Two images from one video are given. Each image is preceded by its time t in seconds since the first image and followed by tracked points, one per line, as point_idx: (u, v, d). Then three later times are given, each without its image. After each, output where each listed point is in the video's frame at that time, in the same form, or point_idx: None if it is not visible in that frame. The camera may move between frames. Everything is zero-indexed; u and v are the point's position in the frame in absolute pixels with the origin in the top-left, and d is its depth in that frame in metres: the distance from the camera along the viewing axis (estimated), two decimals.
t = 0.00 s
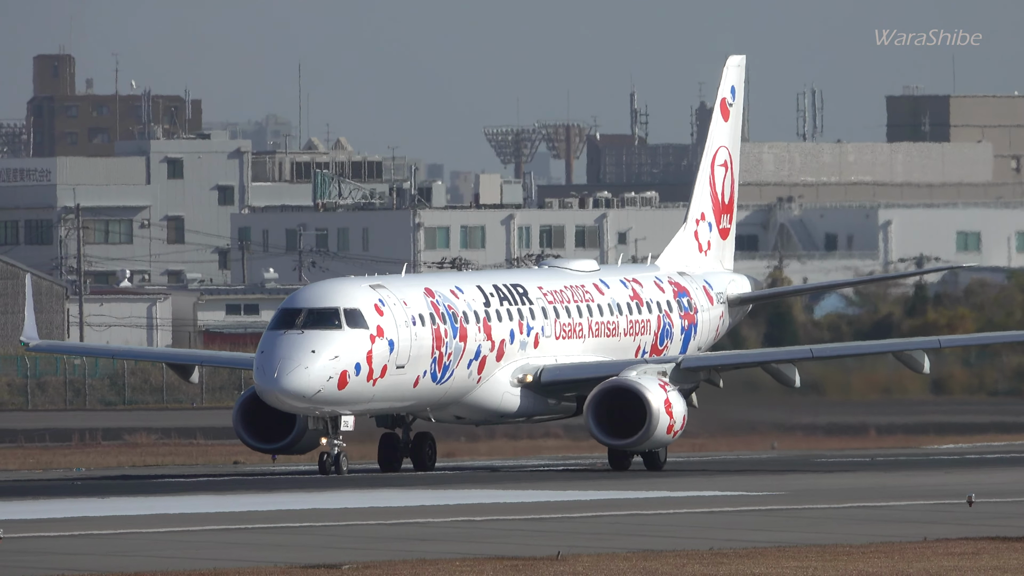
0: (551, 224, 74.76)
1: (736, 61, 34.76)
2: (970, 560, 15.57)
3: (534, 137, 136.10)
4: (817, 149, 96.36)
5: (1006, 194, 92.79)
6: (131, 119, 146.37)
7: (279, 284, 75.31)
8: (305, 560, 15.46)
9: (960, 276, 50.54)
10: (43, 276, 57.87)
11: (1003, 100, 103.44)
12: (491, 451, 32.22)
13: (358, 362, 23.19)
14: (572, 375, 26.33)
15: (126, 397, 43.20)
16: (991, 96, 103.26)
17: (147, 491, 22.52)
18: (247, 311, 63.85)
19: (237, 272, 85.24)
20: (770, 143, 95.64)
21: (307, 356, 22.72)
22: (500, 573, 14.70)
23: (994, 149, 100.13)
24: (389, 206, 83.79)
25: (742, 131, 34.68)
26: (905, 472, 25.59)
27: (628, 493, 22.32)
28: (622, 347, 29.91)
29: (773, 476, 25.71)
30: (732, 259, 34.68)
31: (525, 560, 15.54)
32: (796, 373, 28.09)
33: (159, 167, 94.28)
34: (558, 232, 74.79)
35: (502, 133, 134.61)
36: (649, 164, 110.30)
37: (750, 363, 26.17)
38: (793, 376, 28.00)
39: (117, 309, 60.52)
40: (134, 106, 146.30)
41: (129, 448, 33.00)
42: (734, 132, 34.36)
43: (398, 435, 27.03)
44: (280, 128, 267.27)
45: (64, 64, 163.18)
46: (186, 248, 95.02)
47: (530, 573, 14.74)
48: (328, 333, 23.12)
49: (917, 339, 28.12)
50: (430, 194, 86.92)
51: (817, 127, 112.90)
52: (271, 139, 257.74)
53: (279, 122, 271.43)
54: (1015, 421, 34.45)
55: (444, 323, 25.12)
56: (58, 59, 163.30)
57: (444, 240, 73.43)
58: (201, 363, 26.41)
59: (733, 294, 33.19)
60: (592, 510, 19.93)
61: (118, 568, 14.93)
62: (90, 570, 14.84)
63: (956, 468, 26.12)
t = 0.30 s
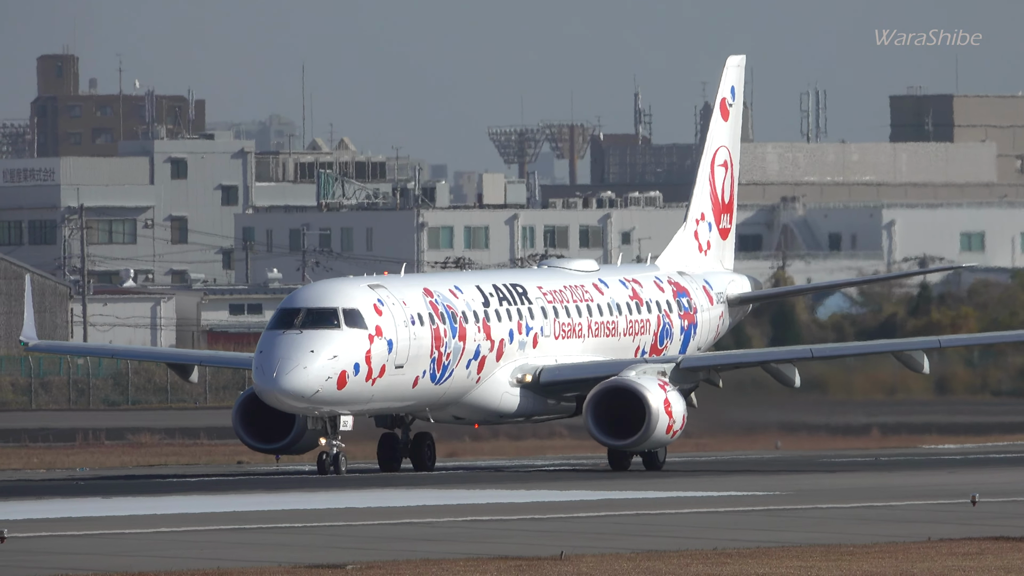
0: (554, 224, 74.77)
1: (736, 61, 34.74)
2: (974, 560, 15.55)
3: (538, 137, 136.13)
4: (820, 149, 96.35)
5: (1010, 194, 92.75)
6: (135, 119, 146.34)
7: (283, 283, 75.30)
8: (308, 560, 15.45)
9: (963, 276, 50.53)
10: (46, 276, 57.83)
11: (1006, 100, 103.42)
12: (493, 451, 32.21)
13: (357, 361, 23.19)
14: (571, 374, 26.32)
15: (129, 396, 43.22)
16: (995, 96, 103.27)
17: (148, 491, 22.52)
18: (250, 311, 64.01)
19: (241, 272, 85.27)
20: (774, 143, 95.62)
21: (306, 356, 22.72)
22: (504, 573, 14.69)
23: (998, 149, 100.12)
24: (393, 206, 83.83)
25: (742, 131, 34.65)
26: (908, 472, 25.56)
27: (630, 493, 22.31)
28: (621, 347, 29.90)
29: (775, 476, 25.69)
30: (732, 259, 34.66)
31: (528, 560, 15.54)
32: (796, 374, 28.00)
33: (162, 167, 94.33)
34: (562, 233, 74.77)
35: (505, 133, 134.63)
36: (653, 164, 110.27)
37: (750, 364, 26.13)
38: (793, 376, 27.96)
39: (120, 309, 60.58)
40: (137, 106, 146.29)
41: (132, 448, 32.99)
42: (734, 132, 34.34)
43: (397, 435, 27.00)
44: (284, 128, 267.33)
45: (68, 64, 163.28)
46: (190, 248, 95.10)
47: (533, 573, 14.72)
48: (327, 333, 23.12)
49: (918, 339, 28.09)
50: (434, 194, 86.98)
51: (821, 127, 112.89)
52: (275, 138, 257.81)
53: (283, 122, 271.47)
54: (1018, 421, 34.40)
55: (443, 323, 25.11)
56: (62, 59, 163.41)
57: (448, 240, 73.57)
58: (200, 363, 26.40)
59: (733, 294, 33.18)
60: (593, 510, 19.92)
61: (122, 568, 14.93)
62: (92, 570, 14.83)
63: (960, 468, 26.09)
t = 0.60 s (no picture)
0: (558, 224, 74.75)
1: (735, 61, 34.74)
2: (977, 559, 15.53)
3: (542, 137, 136.08)
4: (825, 149, 96.28)
5: (1015, 195, 92.63)
6: (138, 119, 146.36)
7: (286, 284, 75.23)
8: (312, 560, 15.47)
9: (967, 275, 50.46)
10: (48, 276, 57.80)
11: (1010, 100, 103.30)
12: (496, 451, 32.21)
13: (356, 362, 23.19)
14: (571, 375, 26.32)
15: (133, 396, 43.22)
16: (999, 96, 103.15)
17: (149, 491, 22.53)
18: (255, 311, 64.43)
19: (245, 272, 85.28)
20: (777, 143, 95.59)
21: (305, 356, 22.71)
22: (507, 573, 14.69)
23: (1001, 149, 100.02)
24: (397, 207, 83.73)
25: (742, 131, 34.65)
26: (912, 472, 25.52)
27: (633, 493, 22.29)
28: (621, 347, 29.89)
29: (776, 475, 25.66)
30: (732, 259, 34.66)
31: (531, 560, 15.53)
32: (795, 373, 28.01)
33: (166, 167, 94.39)
34: (566, 232, 74.80)
35: (509, 133, 134.60)
36: (657, 164, 110.21)
37: (749, 364, 26.11)
38: (793, 375, 27.94)
39: (123, 308, 60.60)
40: (141, 106, 146.34)
41: (135, 448, 33.00)
42: (734, 131, 34.33)
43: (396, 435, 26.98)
44: (287, 128, 267.34)
45: (72, 64, 163.43)
46: (193, 248, 95.13)
47: (537, 573, 14.72)
48: (325, 334, 23.12)
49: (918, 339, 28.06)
50: (437, 194, 86.98)
51: (825, 128, 112.76)
52: (280, 139, 257.75)
53: (286, 122, 271.41)
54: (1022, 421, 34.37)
55: (442, 323, 25.11)
56: (65, 58, 163.53)
57: (452, 240, 73.42)
58: (198, 363, 26.43)
59: (733, 294, 33.16)
60: (595, 510, 19.91)
61: (126, 568, 14.94)
62: (97, 569, 14.84)
63: (963, 468, 26.05)
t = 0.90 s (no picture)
0: (562, 224, 74.87)
1: (736, 60, 34.71)
2: (981, 559, 15.52)
3: (546, 137, 136.03)
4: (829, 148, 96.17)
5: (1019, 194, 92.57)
6: (142, 119, 146.39)
7: (290, 284, 75.13)
8: (316, 560, 15.46)
9: (971, 275, 50.41)
10: (49, 274, 57.85)
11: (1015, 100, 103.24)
12: (499, 451, 32.19)
13: (354, 362, 23.19)
14: (569, 374, 26.29)
15: (137, 396, 43.23)
16: (1004, 96, 103.07)
17: (151, 491, 22.52)
18: (259, 311, 64.70)
19: (249, 272, 85.30)
20: (782, 143, 95.75)
21: (303, 356, 22.70)
22: (510, 573, 14.67)
23: (1006, 149, 99.99)
24: (401, 206, 83.75)
25: (742, 131, 34.63)
26: (916, 472, 25.49)
27: (636, 493, 22.26)
28: (619, 347, 29.88)
29: (778, 475, 25.65)
30: (731, 260, 34.64)
31: (535, 560, 15.52)
32: (793, 372, 27.97)
33: (170, 167, 94.25)
34: (569, 232, 74.98)
35: (513, 133, 134.63)
36: (661, 164, 110.23)
37: (748, 363, 26.07)
38: (792, 375, 27.92)
39: (126, 308, 60.60)
40: (145, 106, 146.37)
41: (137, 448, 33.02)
42: (734, 132, 34.31)
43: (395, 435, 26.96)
44: (291, 128, 267.40)
45: (76, 64, 163.46)
46: (197, 248, 95.11)
47: (540, 573, 14.71)
48: (324, 334, 23.11)
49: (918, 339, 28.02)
50: (441, 194, 86.99)
51: (829, 128, 112.71)
52: (284, 138, 257.83)
53: (290, 123, 271.47)
54: None
55: (441, 323, 25.09)
56: (69, 58, 163.63)
57: (456, 240, 73.39)
58: (197, 363, 26.44)
59: (732, 294, 33.14)
60: (598, 511, 19.90)
61: (129, 568, 14.93)
62: (100, 569, 14.84)
63: (966, 468, 26.01)
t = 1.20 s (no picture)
0: (566, 223, 74.83)
1: (735, 59, 34.65)
2: (984, 558, 15.50)
3: (550, 136, 136.02)
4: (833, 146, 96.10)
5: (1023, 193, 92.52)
6: (147, 118, 146.39)
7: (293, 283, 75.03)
8: (319, 560, 15.47)
9: (975, 275, 50.42)
10: (53, 273, 58.08)
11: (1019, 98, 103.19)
12: (502, 450, 32.20)
13: (352, 361, 23.21)
14: (567, 374, 26.30)
15: (141, 395, 43.29)
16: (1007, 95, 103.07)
17: (153, 490, 22.52)
18: (263, 311, 64.54)
19: (253, 271, 85.32)
20: (786, 142, 95.91)
21: (301, 355, 22.72)
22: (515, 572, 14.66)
23: (1009, 148, 99.98)
24: (405, 206, 83.74)
25: (741, 130, 34.60)
26: (920, 471, 25.48)
27: (639, 492, 22.28)
28: (619, 345, 29.89)
29: (780, 474, 25.63)
30: (731, 259, 34.62)
31: (538, 559, 15.50)
32: (793, 372, 28.00)
33: (174, 166, 94.53)
34: (574, 231, 74.95)
35: (517, 132, 134.69)
36: (665, 163, 110.27)
37: (747, 363, 26.08)
38: (791, 374, 27.94)
39: (131, 308, 60.84)
40: (149, 105, 146.43)
41: (141, 447, 33.03)
42: (733, 130, 34.28)
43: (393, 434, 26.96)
44: (295, 127, 267.47)
45: (80, 62, 163.66)
46: (200, 247, 95.12)
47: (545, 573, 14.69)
48: (322, 333, 23.13)
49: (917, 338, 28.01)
50: (445, 193, 87.01)
51: (833, 126, 112.70)
52: (288, 138, 258.11)
53: (294, 123, 271.70)
54: None
55: (439, 322, 25.10)
56: (73, 57, 163.78)
57: (460, 240, 73.40)
58: (197, 361, 26.44)
59: (731, 293, 33.15)
60: (600, 510, 19.89)
61: (134, 567, 14.94)
62: (105, 569, 14.84)
63: (969, 467, 25.98)
